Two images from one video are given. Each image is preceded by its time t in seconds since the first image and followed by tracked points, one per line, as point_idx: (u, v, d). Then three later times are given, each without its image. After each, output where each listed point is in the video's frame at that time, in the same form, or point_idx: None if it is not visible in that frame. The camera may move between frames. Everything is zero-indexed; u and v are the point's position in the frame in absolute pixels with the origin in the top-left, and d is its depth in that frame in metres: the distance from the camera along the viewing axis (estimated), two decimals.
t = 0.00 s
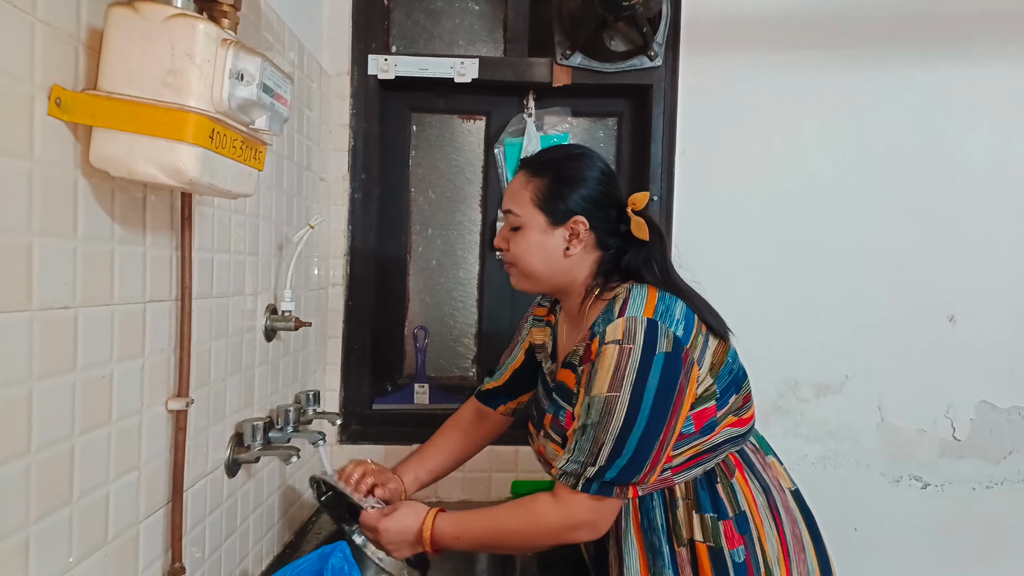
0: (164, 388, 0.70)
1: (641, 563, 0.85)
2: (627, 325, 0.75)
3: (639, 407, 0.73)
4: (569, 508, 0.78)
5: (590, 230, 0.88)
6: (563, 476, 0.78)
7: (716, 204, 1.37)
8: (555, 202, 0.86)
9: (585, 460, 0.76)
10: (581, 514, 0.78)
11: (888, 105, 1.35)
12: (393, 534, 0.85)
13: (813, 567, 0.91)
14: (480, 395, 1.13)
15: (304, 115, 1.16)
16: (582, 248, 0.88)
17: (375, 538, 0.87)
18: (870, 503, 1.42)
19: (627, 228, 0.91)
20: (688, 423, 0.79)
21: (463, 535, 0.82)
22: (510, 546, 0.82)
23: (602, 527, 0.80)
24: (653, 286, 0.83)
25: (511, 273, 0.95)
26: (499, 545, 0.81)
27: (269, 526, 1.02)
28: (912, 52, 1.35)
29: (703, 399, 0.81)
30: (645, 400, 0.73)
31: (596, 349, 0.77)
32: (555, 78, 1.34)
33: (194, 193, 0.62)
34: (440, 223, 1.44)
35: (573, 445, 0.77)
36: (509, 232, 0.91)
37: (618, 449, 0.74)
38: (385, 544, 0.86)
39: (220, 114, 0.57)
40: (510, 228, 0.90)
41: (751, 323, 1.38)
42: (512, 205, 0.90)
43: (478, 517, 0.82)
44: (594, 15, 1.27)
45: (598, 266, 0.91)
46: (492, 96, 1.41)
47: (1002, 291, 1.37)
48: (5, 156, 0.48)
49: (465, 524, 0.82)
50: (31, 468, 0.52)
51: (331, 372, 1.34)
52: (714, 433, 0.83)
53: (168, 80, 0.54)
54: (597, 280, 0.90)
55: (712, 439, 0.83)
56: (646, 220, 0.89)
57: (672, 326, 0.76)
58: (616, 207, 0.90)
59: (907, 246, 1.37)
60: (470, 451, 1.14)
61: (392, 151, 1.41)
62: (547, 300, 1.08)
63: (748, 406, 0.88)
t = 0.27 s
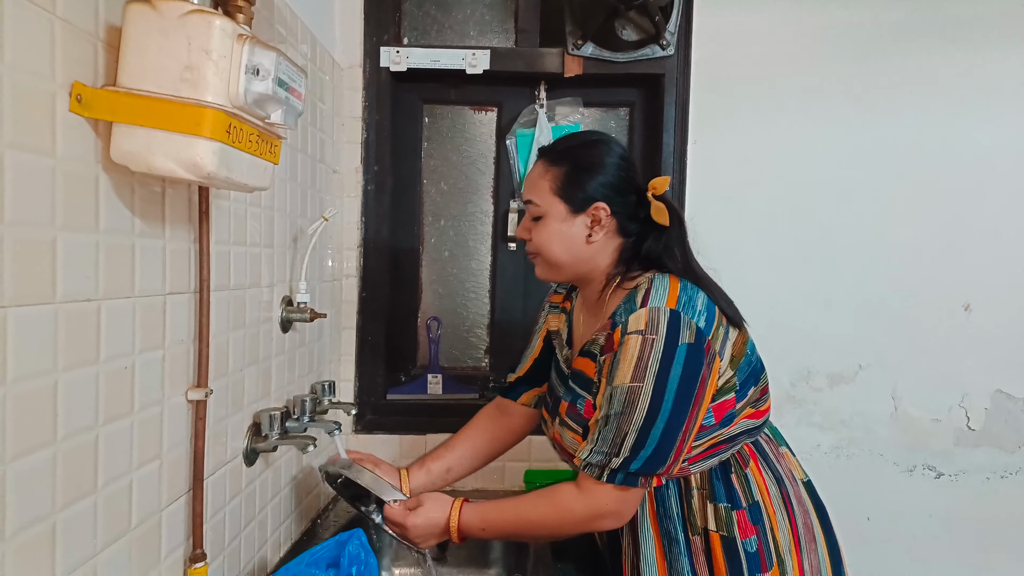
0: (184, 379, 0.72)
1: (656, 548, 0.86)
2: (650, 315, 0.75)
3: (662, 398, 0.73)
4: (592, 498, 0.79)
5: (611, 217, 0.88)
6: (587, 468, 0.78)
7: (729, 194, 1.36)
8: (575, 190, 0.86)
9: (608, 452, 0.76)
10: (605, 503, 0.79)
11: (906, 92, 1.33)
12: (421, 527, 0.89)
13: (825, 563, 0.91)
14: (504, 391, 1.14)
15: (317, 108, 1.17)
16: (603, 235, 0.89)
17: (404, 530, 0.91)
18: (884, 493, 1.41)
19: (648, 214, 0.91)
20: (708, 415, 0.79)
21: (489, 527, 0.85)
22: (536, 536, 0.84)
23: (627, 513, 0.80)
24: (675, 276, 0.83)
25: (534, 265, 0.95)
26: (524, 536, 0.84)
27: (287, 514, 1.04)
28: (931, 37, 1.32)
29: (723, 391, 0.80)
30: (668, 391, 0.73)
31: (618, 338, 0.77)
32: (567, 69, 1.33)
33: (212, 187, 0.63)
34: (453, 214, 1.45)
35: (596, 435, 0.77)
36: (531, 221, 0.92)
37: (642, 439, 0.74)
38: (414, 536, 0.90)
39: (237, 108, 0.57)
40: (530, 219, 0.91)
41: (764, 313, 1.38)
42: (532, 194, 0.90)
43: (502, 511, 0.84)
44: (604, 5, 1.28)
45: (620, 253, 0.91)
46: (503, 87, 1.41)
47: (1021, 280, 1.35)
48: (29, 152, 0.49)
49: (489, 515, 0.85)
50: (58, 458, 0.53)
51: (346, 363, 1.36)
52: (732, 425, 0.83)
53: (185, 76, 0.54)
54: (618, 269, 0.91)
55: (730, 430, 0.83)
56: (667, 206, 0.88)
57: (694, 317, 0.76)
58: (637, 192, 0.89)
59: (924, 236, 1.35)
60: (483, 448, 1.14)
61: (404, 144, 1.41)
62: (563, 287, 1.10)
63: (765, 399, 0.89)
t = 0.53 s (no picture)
0: (176, 382, 0.72)
1: (648, 554, 0.85)
2: (657, 321, 0.75)
3: (665, 404, 0.73)
4: (592, 504, 0.79)
5: (623, 219, 0.88)
6: (589, 472, 0.79)
7: (723, 202, 1.37)
8: (587, 192, 0.86)
9: (610, 456, 0.76)
10: (605, 508, 0.79)
11: (897, 102, 1.35)
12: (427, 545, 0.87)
13: (815, 569, 0.92)
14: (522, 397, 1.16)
15: (313, 111, 1.17)
16: (614, 237, 0.89)
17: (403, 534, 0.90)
18: (874, 500, 1.42)
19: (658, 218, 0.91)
20: (708, 424, 0.80)
21: (491, 537, 0.85)
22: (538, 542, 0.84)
23: (626, 517, 0.81)
24: (682, 283, 0.84)
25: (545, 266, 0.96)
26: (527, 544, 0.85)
27: (278, 518, 1.04)
28: (922, 49, 1.34)
29: (723, 400, 0.81)
30: (671, 398, 0.73)
31: (623, 343, 0.77)
32: (563, 75, 1.34)
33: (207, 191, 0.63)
34: (447, 219, 1.45)
35: (598, 437, 0.78)
36: (541, 222, 0.92)
37: (643, 445, 0.75)
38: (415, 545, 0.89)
39: (233, 112, 0.58)
40: (541, 220, 0.92)
41: (756, 320, 1.39)
42: (543, 196, 0.91)
43: (503, 520, 0.85)
44: (602, 10, 1.25)
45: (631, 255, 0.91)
46: (499, 92, 1.42)
47: (1009, 290, 1.37)
48: (26, 156, 0.49)
49: (491, 523, 0.85)
50: (50, 459, 0.53)
51: (339, 366, 1.36)
52: (730, 433, 0.84)
53: (182, 81, 0.54)
54: (626, 274, 0.91)
55: (727, 439, 0.83)
56: (677, 210, 0.88)
57: (699, 325, 0.76)
58: (647, 195, 0.90)
59: (914, 245, 1.37)
60: (509, 463, 1.12)
61: (399, 148, 1.42)
62: (566, 287, 1.11)
63: (762, 410, 0.89)
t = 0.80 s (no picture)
0: (167, 380, 0.72)
1: (643, 552, 0.86)
2: (663, 319, 0.76)
3: (669, 402, 0.74)
4: (592, 501, 0.80)
5: (630, 220, 0.89)
6: (589, 469, 0.79)
7: (717, 207, 1.38)
8: (594, 192, 0.87)
9: (610, 453, 0.77)
10: (605, 506, 0.80)
11: (891, 110, 1.36)
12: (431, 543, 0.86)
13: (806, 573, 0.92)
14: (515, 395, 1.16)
15: (308, 111, 1.17)
16: (621, 237, 0.90)
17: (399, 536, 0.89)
18: (864, 505, 1.43)
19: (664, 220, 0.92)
20: (708, 424, 0.80)
21: (491, 533, 0.85)
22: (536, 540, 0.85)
23: (624, 515, 0.81)
24: (688, 285, 0.84)
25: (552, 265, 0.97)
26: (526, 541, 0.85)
27: (268, 518, 1.04)
28: (915, 57, 1.35)
29: (724, 402, 0.81)
30: (674, 396, 0.74)
31: (628, 340, 0.77)
32: (560, 78, 1.35)
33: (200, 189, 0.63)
34: (442, 220, 1.45)
35: (599, 434, 0.78)
36: (549, 222, 0.93)
37: (644, 442, 0.75)
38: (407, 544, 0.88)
39: (227, 111, 0.58)
40: (549, 219, 0.93)
41: (748, 324, 1.40)
42: (550, 195, 0.92)
43: (503, 517, 0.85)
44: (598, 14, 1.26)
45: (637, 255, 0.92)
46: (495, 94, 1.42)
47: (1000, 297, 1.38)
48: (18, 152, 0.49)
49: (491, 519, 0.85)
50: (37, 457, 0.53)
51: (332, 366, 1.35)
52: (728, 436, 0.84)
53: (176, 79, 0.54)
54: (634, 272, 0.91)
55: (726, 441, 0.84)
56: (682, 212, 0.88)
57: (704, 327, 0.77)
58: (653, 195, 0.91)
59: (907, 251, 1.38)
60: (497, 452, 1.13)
61: (395, 148, 1.42)
62: (570, 286, 1.12)
63: (761, 413, 0.89)
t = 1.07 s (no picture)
0: (159, 381, 0.71)
1: (644, 550, 0.86)
2: (679, 317, 0.76)
3: (686, 400, 0.74)
4: (605, 495, 0.77)
5: (646, 216, 0.90)
6: (604, 466, 0.78)
7: (711, 209, 1.38)
8: (615, 184, 0.87)
9: (627, 451, 0.76)
10: (617, 502, 0.77)
11: (884, 113, 1.37)
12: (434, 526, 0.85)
13: None
14: (512, 389, 1.15)
15: (303, 112, 1.17)
16: (636, 233, 0.90)
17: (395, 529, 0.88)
18: (859, 506, 1.43)
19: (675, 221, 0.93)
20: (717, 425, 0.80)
21: (500, 520, 0.82)
22: (543, 536, 0.82)
23: (636, 514, 0.79)
24: (700, 285, 0.84)
25: (563, 258, 0.96)
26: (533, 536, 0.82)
27: (260, 520, 1.03)
28: (907, 60, 1.36)
29: (731, 403, 0.82)
30: (691, 394, 0.74)
31: (644, 337, 0.77)
32: (554, 79, 1.35)
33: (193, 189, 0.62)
34: (437, 221, 1.45)
35: (614, 433, 0.77)
36: (564, 213, 0.92)
37: (662, 440, 0.74)
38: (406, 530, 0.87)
39: (220, 112, 0.57)
40: (565, 210, 0.92)
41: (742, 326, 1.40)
42: (568, 185, 0.91)
43: (514, 506, 0.82)
44: (594, 17, 1.27)
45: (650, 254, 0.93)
46: (490, 95, 1.42)
47: (993, 300, 1.39)
48: (10, 152, 0.49)
49: (505, 507, 0.82)
50: (29, 457, 0.53)
51: (326, 367, 1.35)
52: (732, 436, 0.84)
53: (170, 79, 0.54)
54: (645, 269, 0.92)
55: (729, 442, 0.83)
56: (696, 213, 0.90)
57: (718, 327, 0.78)
58: (668, 194, 0.92)
59: (900, 254, 1.38)
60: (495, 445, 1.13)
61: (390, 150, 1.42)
62: (575, 282, 1.14)
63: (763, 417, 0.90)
